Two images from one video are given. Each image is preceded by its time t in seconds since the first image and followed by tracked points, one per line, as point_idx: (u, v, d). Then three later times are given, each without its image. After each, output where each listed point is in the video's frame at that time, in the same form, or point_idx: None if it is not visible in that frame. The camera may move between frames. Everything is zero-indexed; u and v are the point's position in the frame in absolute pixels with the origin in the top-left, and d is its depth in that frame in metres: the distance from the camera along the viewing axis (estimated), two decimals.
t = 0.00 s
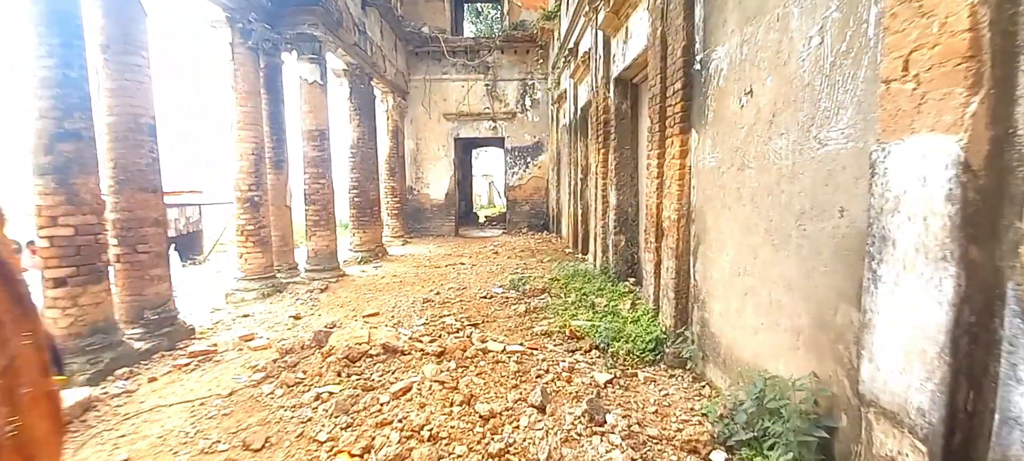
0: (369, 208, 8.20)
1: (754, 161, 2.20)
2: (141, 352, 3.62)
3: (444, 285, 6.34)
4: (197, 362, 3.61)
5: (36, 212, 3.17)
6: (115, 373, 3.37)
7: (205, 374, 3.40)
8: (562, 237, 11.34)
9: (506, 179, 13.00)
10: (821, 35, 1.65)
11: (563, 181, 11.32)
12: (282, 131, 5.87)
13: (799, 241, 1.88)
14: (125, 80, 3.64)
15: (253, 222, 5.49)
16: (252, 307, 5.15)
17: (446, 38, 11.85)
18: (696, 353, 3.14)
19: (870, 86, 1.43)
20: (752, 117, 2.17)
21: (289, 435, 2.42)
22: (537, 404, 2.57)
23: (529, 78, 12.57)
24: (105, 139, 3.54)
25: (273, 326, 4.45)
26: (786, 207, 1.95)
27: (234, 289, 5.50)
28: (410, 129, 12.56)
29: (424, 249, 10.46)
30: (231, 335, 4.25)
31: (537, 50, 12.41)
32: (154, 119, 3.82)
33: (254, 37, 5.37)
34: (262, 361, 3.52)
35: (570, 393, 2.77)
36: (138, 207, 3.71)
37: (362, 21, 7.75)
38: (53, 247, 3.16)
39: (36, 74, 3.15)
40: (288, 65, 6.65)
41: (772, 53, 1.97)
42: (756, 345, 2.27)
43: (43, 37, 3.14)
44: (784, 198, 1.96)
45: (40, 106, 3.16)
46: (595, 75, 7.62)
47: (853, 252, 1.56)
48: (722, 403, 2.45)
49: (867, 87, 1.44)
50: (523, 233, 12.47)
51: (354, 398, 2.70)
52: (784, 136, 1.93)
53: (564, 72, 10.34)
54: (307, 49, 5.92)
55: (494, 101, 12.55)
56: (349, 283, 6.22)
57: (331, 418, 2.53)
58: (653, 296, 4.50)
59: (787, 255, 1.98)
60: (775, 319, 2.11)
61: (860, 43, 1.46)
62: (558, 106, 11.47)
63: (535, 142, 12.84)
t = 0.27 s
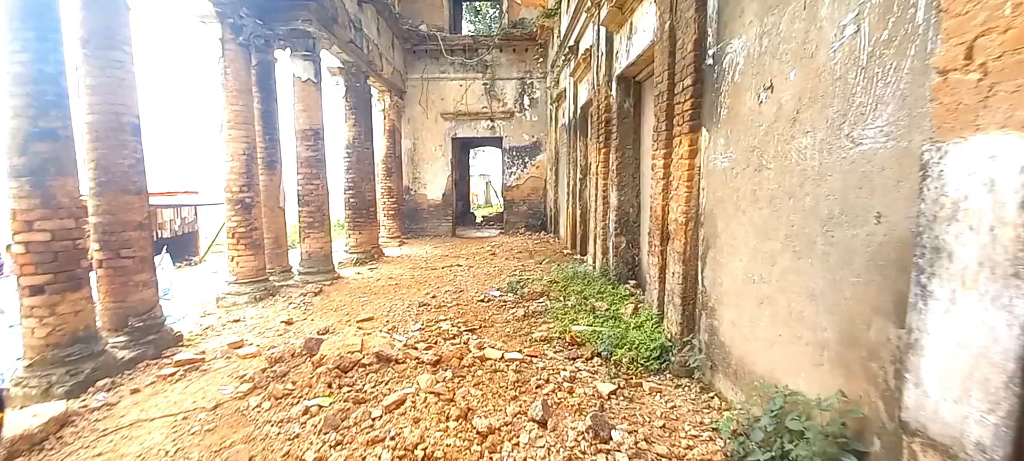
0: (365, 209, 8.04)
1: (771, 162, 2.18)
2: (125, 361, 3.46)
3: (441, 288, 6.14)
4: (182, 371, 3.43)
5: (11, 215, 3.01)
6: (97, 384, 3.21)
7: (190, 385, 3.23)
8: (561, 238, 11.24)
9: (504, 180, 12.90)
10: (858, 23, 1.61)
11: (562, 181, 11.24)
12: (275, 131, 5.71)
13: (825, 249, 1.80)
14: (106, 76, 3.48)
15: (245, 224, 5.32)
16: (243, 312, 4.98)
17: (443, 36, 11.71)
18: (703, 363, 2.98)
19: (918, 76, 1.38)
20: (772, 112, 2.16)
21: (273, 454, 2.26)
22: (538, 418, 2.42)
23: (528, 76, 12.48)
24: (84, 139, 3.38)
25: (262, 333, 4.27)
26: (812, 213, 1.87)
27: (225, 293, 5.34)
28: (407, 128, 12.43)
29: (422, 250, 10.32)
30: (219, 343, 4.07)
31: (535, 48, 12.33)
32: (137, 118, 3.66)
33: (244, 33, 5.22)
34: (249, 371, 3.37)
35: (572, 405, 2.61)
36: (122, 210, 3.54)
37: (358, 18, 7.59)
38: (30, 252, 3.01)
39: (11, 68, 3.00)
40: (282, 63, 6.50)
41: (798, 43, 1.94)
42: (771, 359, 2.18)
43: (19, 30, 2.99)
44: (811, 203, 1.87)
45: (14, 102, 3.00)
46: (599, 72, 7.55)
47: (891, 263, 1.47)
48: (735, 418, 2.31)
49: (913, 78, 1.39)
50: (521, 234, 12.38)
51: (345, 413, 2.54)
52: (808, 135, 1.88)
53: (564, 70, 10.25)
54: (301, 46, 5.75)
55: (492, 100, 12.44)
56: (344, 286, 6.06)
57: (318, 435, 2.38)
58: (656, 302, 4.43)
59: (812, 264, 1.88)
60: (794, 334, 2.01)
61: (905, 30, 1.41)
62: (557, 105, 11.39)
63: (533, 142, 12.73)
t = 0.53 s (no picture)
0: (362, 211, 7.92)
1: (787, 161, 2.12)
2: (108, 370, 3.32)
3: (439, 292, 6.08)
4: (169, 380, 3.29)
5: None
6: (78, 395, 3.07)
7: (176, 396, 3.10)
8: (561, 240, 11.16)
9: (504, 180, 12.83)
10: (889, 12, 1.59)
11: (562, 182, 11.17)
12: (270, 130, 5.58)
13: (847, 257, 1.76)
14: (89, 75, 3.33)
15: (237, 226, 5.18)
16: (235, 317, 4.84)
17: (441, 35, 11.61)
18: (712, 375, 2.89)
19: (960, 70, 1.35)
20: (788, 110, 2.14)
21: None
22: (538, 434, 2.30)
23: (528, 76, 12.38)
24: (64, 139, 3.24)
25: (250, 340, 4.14)
26: (832, 222, 1.85)
27: (218, 296, 5.20)
28: (406, 128, 12.33)
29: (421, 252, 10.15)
30: (208, 349, 3.94)
31: (535, 47, 12.26)
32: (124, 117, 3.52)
33: (238, 30, 5.09)
34: (238, 381, 3.24)
35: (574, 419, 2.48)
36: (108, 212, 3.41)
37: (356, 16, 7.45)
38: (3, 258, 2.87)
39: None
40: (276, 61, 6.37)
41: (818, 34, 1.91)
42: (783, 371, 2.13)
43: None
44: (832, 206, 1.84)
45: None
46: (602, 71, 7.50)
47: (929, 274, 1.46)
48: (747, 435, 2.21)
49: (955, 71, 1.37)
50: (522, 235, 12.34)
51: (336, 428, 2.42)
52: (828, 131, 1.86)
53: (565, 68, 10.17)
54: (296, 44, 5.64)
55: (491, 100, 12.34)
56: (339, 290, 5.91)
57: (306, 452, 2.26)
58: (662, 310, 4.46)
59: (833, 272, 1.84)
60: (810, 347, 1.96)
61: (947, 18, 1.39)
62: (558, 104, 11.32)
63: (533, 142, 12.63)
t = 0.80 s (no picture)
0: (363, 212, 7.86)
1: (811, 161, 2.26)
2: (92, 380, 3.17)
3: (438, 296, 6.21)
4: (153, 391, 3.14)
5: None
6: (56, 407, 2.90)
7: (157, 409, 2.94)
8: (564, 243, 11.18)
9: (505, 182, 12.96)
10: None
11: (564, 183, 11.20)
12: (266, 131, 5.45)
13: (883, 270, 1.80)
14: (73, 72, 3.21)
15: (230, 230, 5.03)
16: (228, 323, 4.70)
17: (440, 35, 11.90)
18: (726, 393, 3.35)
19: (1015, 54, 1.35)
20: (811, 104, 2.25)
21: None
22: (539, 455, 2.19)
23: (528, 76, 12.61)
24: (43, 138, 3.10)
25: (233, 348, 3.99)
26: (865, 236, 1.89)
27: (210, 301, 5.07)
28: (406, 130, 12.60)
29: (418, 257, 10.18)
30: (197, 357, 3.80)
31: (535, 46, 12.46)
32: (109, 116, 3.39)
33: (231, 28, 4.96)
34: (223, 393, 3.12)
35: (580, 437, 2.37)
36: (89, 216, 3.26)
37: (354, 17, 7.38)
38: None
39: None
40: (272, 61, 6.27)
41: (844, 22, 2.01)
42: (815, 388, 2.17)
43: None
44: (864, 216, 1.89)
45: None
46: (601, 70, 7.62)
47: (978, 286, 1.47)
48: None
49: (1008, 56, 1.37)
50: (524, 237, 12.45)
51: (322, 444, 2.32)
52: (859, 128, 1.92)
53: (566, 67, 10.36)
54: (292, 43, 5.57)
55: (492, 100, 12.60)
56: (336, 294, 5.81)
57: None
58: (671, 317, 4.44)
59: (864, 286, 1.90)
60: (841, 366, 2.01)
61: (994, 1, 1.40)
62: (559, 104, 11.45)
63: (534, 143, 12.82)
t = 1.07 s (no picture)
0: (362, 215, 8.28)
1: (833, 165, 2.60)
2: (74, 392, 3.28)
3: (439, 302, 6.52)
4: (137, 403, 3.03)
5: None
6: (36, 420, 2.99)
7: (140, 424, 2.83)
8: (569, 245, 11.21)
9: (509, 183, 12.96)
10: None
11: (567, 185, 11.20)
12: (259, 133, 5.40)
13: (916, 282, 2.11)
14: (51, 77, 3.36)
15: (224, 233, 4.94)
16: (222, 329, 4.62)
17: (441, 36, 11.86)
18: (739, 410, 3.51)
19: None
20: (857, 100, 2.41)
21: None
22: None
23: (531, 76, 12.63)
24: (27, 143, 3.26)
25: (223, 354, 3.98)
26: (900, 249, 2.19)
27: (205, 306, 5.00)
28: (407, 131, 12.54)
29: (418, 261, 10.20)
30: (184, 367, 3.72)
31: (538, 46, 12.46)
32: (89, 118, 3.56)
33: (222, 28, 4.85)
34: (210, 406, 2.99)
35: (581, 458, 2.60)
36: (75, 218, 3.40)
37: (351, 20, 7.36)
38: None
39: None
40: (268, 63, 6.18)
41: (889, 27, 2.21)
42: (842, 386, 2.54)
43: None
44: (896, 225, 2.20)
45: None
46: (603, 71, 7.57)
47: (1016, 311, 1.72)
48: None
49: None
50: (529, 240, 12.51)
51: None
52: (889, 132, 2.25)
53: (569, 67, 10.32)
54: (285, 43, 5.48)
55: (494, 101, 12.61)
56: (334, 300, 5.83)
57: None
58: (680, 327, 4.49)
59: (896, 298, 2.21)
60: (878, 374, 2.32)
61: None
62: (562, 104, 11.43)
63: (537, 144, 12.86)
